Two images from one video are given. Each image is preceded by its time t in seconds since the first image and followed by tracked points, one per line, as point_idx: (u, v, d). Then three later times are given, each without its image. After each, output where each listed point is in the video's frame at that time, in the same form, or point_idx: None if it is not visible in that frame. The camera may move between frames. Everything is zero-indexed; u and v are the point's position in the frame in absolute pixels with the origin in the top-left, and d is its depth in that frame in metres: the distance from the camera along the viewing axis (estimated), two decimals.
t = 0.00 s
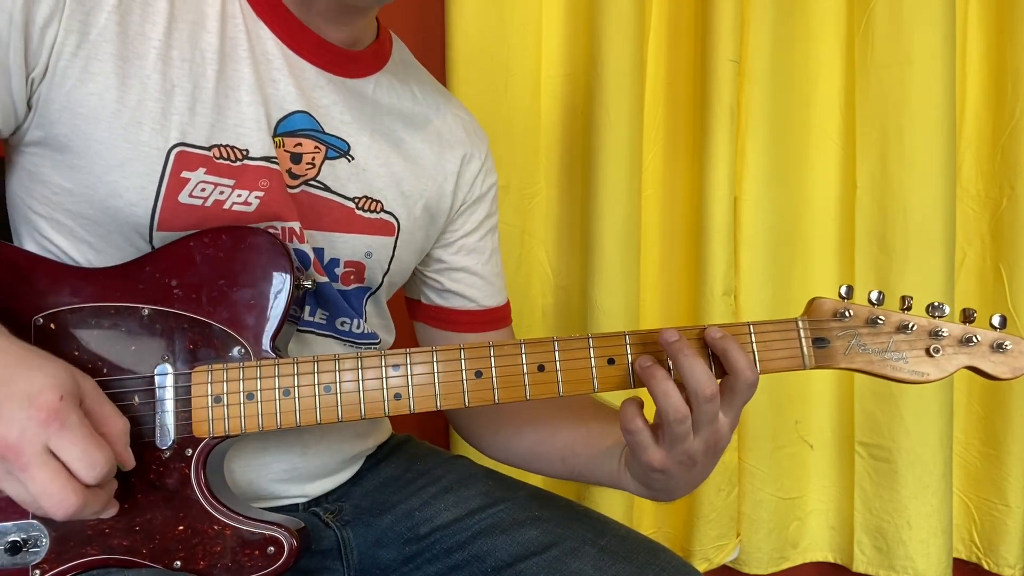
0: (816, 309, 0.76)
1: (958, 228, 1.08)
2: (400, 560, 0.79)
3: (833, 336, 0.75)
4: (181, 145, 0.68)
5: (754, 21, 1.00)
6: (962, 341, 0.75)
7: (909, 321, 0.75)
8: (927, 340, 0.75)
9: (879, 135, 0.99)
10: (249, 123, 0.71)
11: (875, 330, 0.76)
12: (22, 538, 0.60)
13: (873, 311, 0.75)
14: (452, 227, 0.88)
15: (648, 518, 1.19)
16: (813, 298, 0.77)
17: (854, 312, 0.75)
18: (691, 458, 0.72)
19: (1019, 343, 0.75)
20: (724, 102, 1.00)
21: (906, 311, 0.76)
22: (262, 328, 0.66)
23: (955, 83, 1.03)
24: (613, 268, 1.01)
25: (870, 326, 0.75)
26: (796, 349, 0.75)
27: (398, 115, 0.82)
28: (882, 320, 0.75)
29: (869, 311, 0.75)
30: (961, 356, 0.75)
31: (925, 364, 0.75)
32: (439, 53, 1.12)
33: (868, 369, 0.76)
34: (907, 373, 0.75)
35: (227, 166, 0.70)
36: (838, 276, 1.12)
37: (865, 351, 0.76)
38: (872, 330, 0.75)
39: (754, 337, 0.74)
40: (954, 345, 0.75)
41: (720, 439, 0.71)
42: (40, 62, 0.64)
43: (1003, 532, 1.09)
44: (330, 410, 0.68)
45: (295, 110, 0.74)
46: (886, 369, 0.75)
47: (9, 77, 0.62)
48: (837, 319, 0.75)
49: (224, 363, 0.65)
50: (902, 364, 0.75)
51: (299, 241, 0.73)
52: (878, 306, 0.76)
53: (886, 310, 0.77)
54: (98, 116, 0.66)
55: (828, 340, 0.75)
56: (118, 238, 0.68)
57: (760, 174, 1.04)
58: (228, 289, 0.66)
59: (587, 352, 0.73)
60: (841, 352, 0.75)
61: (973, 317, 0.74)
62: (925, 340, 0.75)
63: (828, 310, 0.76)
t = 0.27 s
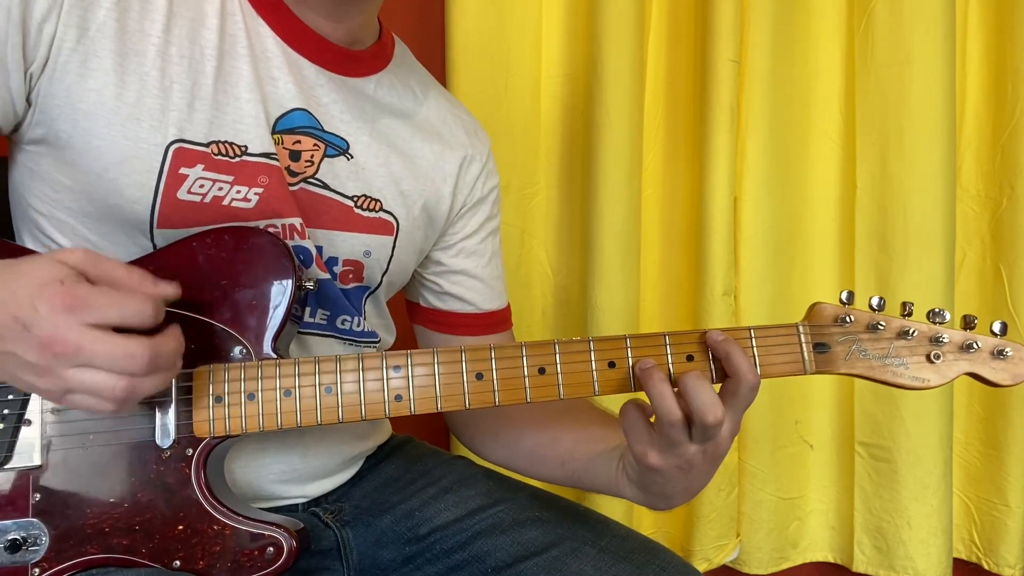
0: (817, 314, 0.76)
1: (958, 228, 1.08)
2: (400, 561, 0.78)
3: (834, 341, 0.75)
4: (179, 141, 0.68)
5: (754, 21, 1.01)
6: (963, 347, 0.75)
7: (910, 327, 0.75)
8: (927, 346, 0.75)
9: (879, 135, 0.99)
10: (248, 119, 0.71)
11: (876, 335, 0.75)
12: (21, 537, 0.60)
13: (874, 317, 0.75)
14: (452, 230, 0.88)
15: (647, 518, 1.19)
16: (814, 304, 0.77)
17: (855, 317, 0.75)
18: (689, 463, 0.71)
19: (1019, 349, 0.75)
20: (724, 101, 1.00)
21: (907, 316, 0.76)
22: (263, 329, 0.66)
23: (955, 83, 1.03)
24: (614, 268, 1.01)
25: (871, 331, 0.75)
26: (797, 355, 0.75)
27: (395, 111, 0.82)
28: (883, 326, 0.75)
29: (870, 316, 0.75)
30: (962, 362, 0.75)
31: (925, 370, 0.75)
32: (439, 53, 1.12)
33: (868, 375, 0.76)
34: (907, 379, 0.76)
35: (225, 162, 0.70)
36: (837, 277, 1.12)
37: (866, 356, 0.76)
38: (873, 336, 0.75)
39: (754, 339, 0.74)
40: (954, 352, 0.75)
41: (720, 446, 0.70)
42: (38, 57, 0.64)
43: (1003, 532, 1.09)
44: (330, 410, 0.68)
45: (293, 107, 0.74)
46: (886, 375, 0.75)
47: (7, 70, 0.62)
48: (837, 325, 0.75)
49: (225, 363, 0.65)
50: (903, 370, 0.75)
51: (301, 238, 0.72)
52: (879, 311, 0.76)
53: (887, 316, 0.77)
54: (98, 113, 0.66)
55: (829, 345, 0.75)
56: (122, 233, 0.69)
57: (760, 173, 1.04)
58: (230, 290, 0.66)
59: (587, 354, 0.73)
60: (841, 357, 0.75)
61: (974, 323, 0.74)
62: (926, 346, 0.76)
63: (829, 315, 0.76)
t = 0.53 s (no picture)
0: (815, 310, 0.76)
1: (958, 227, 1.08)
2: (398, 561, 0.78)
3: (831, 337, 0.75)
4: (182, 148, 0.68)
5: (754, 21, 1.00)
6: (961, 342, 0.75)
7: (908, 322, 0.75)
8: (926, 342, 0.75)
9: (879, 135, 0.99)
10: (248, 127, 0.71)
11: (873, 331, 0.75)
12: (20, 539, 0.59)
13: (872, 313, 0.75)
14: (451, 229, 0.88)
15: (647, 518, 1.19)
16: (811, 299, 0.77)
17: (852, 313, 0.75)
18: (684, 461, 0.71)
19: (1017, 344, 0.75)
20: (724, 102, 1.00)
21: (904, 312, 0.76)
22: (260, 328, 0.66)
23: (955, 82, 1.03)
24: (613, 268, 1.01)
25: (868, 327, 0.75)
26: (794, 350, 0.75)
27: (394, 113, 0.82)
28: (880, 322, 0.75)
29: (867, 312, 0.75)
30: (960, 357, 0.75)
31: (924, 366, 0.75)
32: (439, 54, 1.12)
33: (866, 370, 0.76)
34: (905, 375, 0.75)
35: (226, 168, 0.70)
36: (837, 278, 1.12)
37: (864, 352, 0.75)
38: (871, 332, 0.75)
39: (753, 340, 0.74)
40: (953, 347, 0.75)
41: (715, 443, 0.70)
42: (42, 68, 0.64)
43: (1004, 532, 1.09)
44: (328, 411, 0.68)
45: (294, 111, 0.74)
46: (884, 371, 0.75)
47: (13, 83, 0.62)
48: (835, 320, 0.75)
49: (222, 363, 0.66)
50: (901, 365, 0.75)
51: (298, 242, 0.72)
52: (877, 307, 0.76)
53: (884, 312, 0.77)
54: (100, 121, 0.66)
55: (827, 341, 0.75)
56: (121, 241, 0.69)
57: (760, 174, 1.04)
58: (226, 289, 0.66)
59: (584, 353, 0.73)
60: (839, 353, 0.75)
61: (972, 319, 0.74)
62: (924, 341, 0.75)
63: (826, 311, 0.76)
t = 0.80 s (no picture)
0: (819, 317, 0.76)
1: (958, 227, 1.08)
2: (397, 562, 0.79)
3: (835, 345, 0.75)
4: (169, 145, 0.68)
5: (753, 21, 1.01)
6: (966, 351, 0.75)
7: (912, 331, 0.75)
8: (931, 351, 0.75)
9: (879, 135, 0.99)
10: (241, 123, 0.71)
11: (878, 339, 0.75)
12: (17, 537, 0.60)
13: (876, 321, 0.75)
14: (452, 230, 0.88)
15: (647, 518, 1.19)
16: (815, 307, 0.77)
17: (856, 321, 0.75)
18: (685, 469, 0.71)
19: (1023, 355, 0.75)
20: (723, 102, 1.00)
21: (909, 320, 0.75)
22: (260, 329, 0.67)
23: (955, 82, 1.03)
24: (613, 268, 1.01)
25: (873, 335, 0.75)
26: (796, 358, 0.75)
27: (393, 113, 0.82)
28: (885, 330, 0.75)
29: (872, 320, 0.75)
30: (966, 366, 0.75)
31: (929, 375, 0.75)
32: (439, 53, 1.12)
33: (870, 379, 0.76)
34: (910, 384, 0.75)
35: (216, 164, 0.70)
36: (837, 278, 1.12)
37: (868, 360, 0.75)
38: (875, 340, 0.75)
39: (754, 345, 0.75)
40: (958, 356, 0.75)
41: (716, 451, 0.70)
42: (27, 63, 0.64)
43: (1004, 532, 1.09)
44: (328, 412, 0.68)
45: (286, 112, 0.74)
46: (888, 380, 0.75)
47: None
48: (839, 328, 0.76)
49: (222, 365, 0.66)
50: (905, 374, 0.75)
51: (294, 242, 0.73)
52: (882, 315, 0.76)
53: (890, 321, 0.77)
54: (87, 118, 0.66)
55: (830, 349, 0.75)
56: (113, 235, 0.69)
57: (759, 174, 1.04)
58: (228, 290, 0.66)
59: (586, 358, 0.73)
60: (842, 362, 0.75)
61: (979, 328, 0.74)
62: (929, 350, 0.75)
63: (830, 319, 0.76)
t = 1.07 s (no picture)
0: (821, 313, 0.76)
1: (958, 228, 1.08)
2: (395, 563, 0.79)
3: (837, 341, 0.75)
4: (175, 151, 0.68)
5: (754, 22, 1.01)
6: (973, 347, 0.75)
7: (917, 325, 0.75)
8: (936, 346, 0.75)
9: (879, 135, 0.99)
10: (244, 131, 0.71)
11: (882, 335, 0.75)
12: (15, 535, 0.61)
13: (880, 316, 0.75)
14: (456, 228, 0.88)
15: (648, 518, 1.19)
16: (818, 302, 0.77)
17: (860, 317, 0.75)
18: (685, 469, 0.71)
19: None
20: (724, 102, 1.00)
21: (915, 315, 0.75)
22: (252, 330, 0.66)
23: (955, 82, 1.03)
24: (613, 269, 1.01)
25: (876, 331, 0.75)
26: (799, 355, 0.75)
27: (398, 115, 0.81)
28: (889, 326, 0.75)
29: (876, 316, 0.75)
30: (974, 362, 0.75)
31: (934, 371, 0.75)
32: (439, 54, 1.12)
33: (874, 375, 0.76)
34: (915, 381, 0.75)
35: (220, 172, 0.70)
36: (837, 278, 1.12)
37: (872, 357, 0.75)
38: (879, 336, 0.75)
39: (754, 343, 0.74)
40: (965, 352, 0.75)
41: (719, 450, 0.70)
42: (38, 70, 0.65)
43: (1003, 533, 1.09)
44: (327, 414, 0.68)
45: (291, 115, 0.74)
46: (893, 377, 0.75)
47: (11, 84, 0.63)
48: (841, 324, 0.75)
49: (215, 365, 0.66)
50: (910, 370, 0.75)
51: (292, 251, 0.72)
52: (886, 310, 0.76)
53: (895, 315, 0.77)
54: (94, 125, 0.66)
55: (833, 345, 0.75)
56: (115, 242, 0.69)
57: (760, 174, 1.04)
58: (219, 290, 0.66)
59: (581, 358, 0.73)
60: (845, 358, 0.75)
61: (986, 321, 0.73)
62: (935, 345, 0.75)
63: (832, 315, 0.76)
